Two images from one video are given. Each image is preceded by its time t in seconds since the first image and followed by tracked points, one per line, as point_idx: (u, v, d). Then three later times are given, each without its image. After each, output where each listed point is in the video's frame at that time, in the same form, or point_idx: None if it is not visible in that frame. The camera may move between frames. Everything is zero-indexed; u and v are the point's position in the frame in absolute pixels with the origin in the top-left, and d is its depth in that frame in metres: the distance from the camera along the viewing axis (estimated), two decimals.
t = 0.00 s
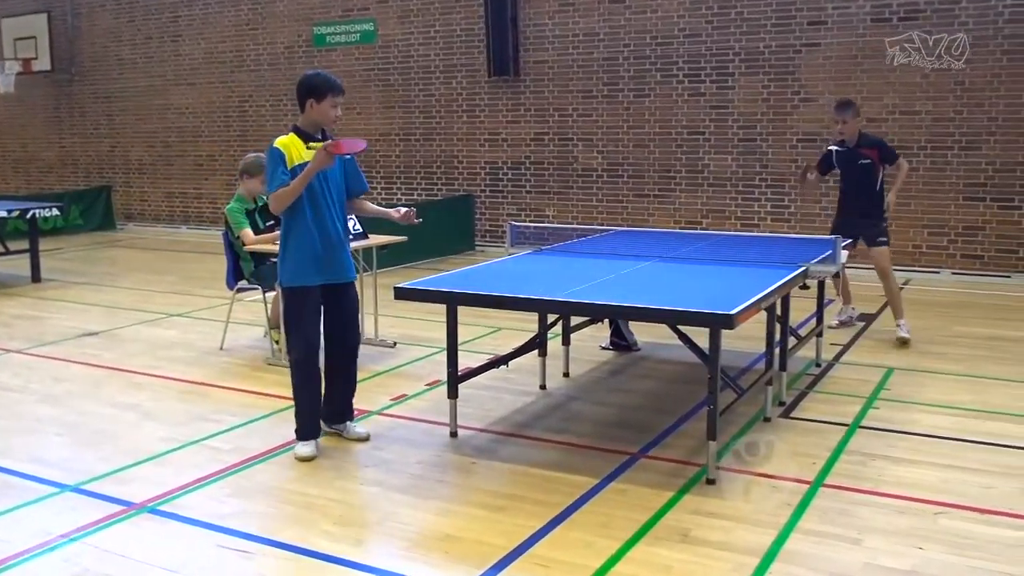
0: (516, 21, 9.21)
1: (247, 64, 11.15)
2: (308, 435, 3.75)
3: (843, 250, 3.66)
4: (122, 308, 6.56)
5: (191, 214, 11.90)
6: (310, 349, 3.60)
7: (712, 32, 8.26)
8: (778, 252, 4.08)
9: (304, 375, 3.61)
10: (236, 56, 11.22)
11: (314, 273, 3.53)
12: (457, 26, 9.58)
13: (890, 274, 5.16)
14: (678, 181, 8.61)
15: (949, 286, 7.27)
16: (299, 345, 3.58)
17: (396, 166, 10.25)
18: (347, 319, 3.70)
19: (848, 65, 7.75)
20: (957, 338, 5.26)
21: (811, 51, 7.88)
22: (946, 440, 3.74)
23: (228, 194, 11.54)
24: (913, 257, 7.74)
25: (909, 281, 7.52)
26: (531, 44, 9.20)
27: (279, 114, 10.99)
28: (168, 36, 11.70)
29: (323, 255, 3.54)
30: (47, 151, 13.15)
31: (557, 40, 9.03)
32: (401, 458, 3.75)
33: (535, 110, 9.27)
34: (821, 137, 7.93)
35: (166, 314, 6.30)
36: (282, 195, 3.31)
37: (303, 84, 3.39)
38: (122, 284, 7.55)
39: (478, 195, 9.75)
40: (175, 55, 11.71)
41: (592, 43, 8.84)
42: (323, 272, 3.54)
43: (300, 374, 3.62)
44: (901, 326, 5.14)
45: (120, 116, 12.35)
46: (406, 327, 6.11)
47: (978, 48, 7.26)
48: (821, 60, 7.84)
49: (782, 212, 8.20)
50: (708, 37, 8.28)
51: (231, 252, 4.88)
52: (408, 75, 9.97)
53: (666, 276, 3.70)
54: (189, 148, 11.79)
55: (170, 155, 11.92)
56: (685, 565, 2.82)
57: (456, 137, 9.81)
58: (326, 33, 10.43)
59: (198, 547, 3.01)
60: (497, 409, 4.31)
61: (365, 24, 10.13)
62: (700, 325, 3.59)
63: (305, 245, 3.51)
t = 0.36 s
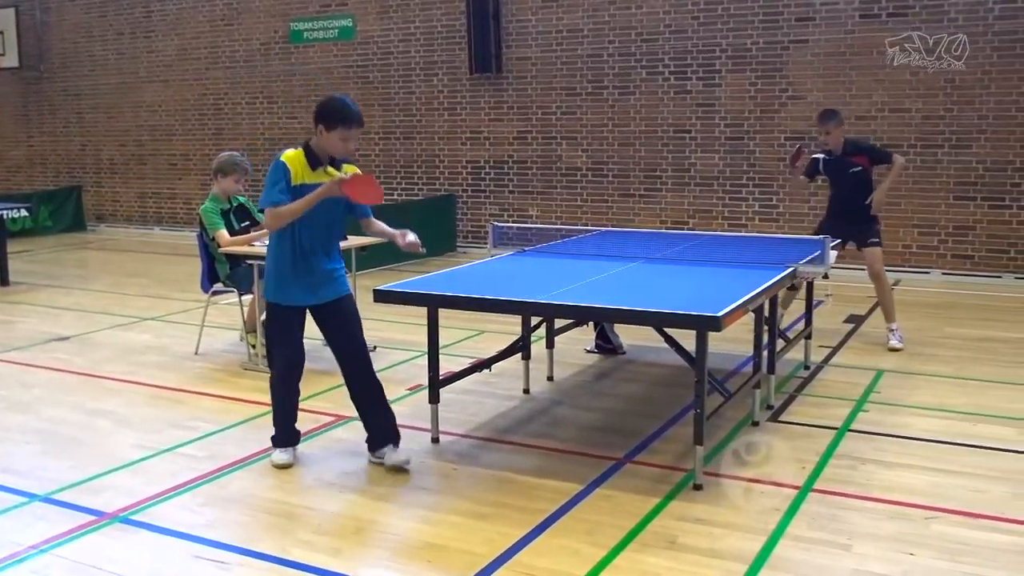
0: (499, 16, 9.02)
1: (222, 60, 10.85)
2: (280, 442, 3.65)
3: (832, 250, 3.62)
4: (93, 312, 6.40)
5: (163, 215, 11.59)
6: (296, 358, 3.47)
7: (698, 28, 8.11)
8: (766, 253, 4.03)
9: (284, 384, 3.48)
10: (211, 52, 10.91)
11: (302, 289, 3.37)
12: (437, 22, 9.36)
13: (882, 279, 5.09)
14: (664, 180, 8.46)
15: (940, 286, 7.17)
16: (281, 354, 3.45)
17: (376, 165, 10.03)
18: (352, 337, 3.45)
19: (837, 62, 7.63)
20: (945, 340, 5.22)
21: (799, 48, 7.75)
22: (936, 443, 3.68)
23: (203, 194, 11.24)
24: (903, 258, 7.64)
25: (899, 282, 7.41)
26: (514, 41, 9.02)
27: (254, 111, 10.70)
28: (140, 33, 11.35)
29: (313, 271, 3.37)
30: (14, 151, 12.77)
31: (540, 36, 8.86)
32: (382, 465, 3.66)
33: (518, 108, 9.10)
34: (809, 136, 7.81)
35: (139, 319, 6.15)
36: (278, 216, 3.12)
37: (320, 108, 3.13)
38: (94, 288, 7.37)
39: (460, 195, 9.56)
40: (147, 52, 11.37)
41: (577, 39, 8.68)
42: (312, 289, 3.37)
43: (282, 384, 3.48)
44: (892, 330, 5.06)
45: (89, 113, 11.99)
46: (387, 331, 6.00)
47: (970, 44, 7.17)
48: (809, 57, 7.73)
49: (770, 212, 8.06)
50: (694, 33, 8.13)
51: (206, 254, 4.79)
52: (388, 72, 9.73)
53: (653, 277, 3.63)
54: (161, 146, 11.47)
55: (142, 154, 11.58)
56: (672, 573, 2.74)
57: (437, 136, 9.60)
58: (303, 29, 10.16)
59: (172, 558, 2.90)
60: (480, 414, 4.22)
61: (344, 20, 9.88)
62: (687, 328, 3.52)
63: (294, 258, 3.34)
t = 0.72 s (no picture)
0: (480, 9, 8.81)
1: (193, 55, 10.53)
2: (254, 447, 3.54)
3: (822, 249, 3.55)
4: (60, 316, 6.21)
5: (131, 214, 11.24)
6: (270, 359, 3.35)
7: (685, 21, 7.93)
8: (753, 252, 3.97)
9: (257, 387, 3.36)
10: (181, 45, 10.58)
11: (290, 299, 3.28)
12: (416, 15, 9.13)
13: (869, 281, 5.02)
14: (650, 177, 8.28)
15: (933, 286, 7.03)
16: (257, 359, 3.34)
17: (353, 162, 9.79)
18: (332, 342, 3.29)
19: (826, 56, 7.47)
20: (934, 341, 5.15)
21: (788, 41, 7.58)
22: (928, 447, 3.61)
23: (174, 192, 10.93)
24: (894, 257, 7.49)
25: (890, 281, 7.27)
26: (495, 35, 8.82)
27: (227, 107, 10.42)
28: (108, 25, 10.99)
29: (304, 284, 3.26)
30: None
31: (522, 29, 8.66)
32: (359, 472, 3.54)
33: (499, 104, 8.90)
34: (799, 132, 7.65)
35: (109, 322, 5.97)
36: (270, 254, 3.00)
37: (332, 162, 2.82)
38: (62, 290, 7.17)
39: (440, 193, 9.35)
40: (116, 45, 11.01)
41: (560, 32, 8.49)
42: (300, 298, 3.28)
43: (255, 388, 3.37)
44: (886, 333, 4.99)
45: (54, 109, 11.60)
46: (365, 334, 5.86)
47: (964, 37, 7.01)
48: (798, 51, 7.55)
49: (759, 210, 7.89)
50: (680, 26, 7.95)
51: (178, 257, 4.68)
52: (365, 66, 9.49)
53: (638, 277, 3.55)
54: (130, 143, 11.12)
55: (111, 151, 11.24)
56: None
57: (416, 133, 9.38)
58: (277, 21, 9.90)
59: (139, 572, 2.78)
60: (461, 419, 4.10)
61: (319, 13, 9.63)
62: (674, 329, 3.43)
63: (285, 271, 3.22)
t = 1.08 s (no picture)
0: (461, 5, 8.73)
1: (167, 50, 10.39)
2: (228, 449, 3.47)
3: (808, 248, 3.52)
4: (32, 318, 6.09)
5: (105, 213, 11.05)
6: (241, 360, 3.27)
7: (669, 17, 7.88)
8: (739, 252, 3.93)
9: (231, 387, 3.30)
10: (155, 41, 10.44)
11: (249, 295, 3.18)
12: (395, 10, 9.05)
13: (856, 284, 4.97)
14: (635, 175, 8.23)
15: (921, 286, 7.01)
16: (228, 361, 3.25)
17: (332, 160, 9.68)
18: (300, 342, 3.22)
19: (812, 52, 7.43)
20: (922, 341, 5.12)
21: (774, 37, 7.54)
22: (916, 448, 3.57)
23: (148, 191, 10.78)
24: (881, 256, 7.46)
25: (878, 280, 7.25)
26: (477, 30, 8.74)
27: (202, 105, 10.29)
28: (79, 20, 10.82)
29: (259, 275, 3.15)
30: None
31: (504, 25, 8.60)
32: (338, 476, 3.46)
33: (481, 101, 8.83)
34: (785, 130, 7.61)
35: (82, 325, 5.86)
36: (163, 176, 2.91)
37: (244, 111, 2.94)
38: (34, 292, 7.04)
39: (421, 191, 9.28)
40: (88, 41, 10.84)
41: (542, 28, 8.43)
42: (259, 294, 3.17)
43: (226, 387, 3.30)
44: (873, 334, 4.96)
45: (26, 106, 11.40)
46: (346, 336, 5.78)
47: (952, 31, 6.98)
48: (784, 47, 7.52)
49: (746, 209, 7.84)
50: (665, 22, 7.90)
51: (151, 256, 4.59)
52: (344, 63, 9.39)
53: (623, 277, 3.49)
54: (103, 141, 10.96)
55: (84, 150, 11.07)
56: None
57: (397, 130, 9.29)
58: (254, 16, 9.78)
59: None
60: (443, 422, 4.04)
61: (297, 8, 9.52)
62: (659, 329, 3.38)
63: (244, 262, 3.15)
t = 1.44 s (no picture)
0: None
1: (150, 45, 10.27)
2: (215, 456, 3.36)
3: (808, 248, 3.46)
4: (12, 320, 5.98)
5: (87, 212, 10.91)
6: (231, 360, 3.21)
7: (665, 11, 7.82)
8: (737, 252, 3.86)
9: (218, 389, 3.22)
10: (138, 35, 10.32)
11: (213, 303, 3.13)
12: (384, 4, 8.96)
13: (852, 284, 4.88)
14: (631, 173, 8.16)
15: (922, 286, 6.96)
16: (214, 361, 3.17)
17: (320, 156, 9.58)
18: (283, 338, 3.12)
19: (811, 47, 7.37)
20: (922, 342, 5.06)
21: (772, 31, 7.48)
22: (917, 452, 3.50)
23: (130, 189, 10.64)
24: (881, 255, 7.41)
25: (879, 280, 7.20)
26: (468, 25, 8.66)
27: (187, 101, 10.18)
28: (60, 14, 10.67)
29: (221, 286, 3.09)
30: None
31: (496, 19, 8.51)
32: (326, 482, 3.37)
33: (472, 97, 8.75)
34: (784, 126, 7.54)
35: (63, 327, 5.76)
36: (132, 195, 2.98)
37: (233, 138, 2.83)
38: (15, 293, 6.92)
39: (411, 189, 9.19)
40: (68, 35, 10.70)
41: (535, 23, 8.36)
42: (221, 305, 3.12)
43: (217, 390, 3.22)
44: (873, 335, 4.89)
45: (7, 102, 11.26)
46: (335, 338, 5.69)
47: (953, 25, 6.92)
48: (782, 42, 7.45)
49: (743, 207, 7.78)
50: (661, 17, 7.84)
51: (133, 257, 4.53)
52: (332, 58, 9.30)
53: (619, 277, 3.42)
54: (85, 138, 10.82)
55: (65, 146, 10.93)
56: None
57: (386, 126, 9.20)
58: (239, 10, 9.68)
59: None
60: (434, 426, 3.95)
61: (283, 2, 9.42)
62: (656, 332, 3.30)
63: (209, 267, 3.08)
